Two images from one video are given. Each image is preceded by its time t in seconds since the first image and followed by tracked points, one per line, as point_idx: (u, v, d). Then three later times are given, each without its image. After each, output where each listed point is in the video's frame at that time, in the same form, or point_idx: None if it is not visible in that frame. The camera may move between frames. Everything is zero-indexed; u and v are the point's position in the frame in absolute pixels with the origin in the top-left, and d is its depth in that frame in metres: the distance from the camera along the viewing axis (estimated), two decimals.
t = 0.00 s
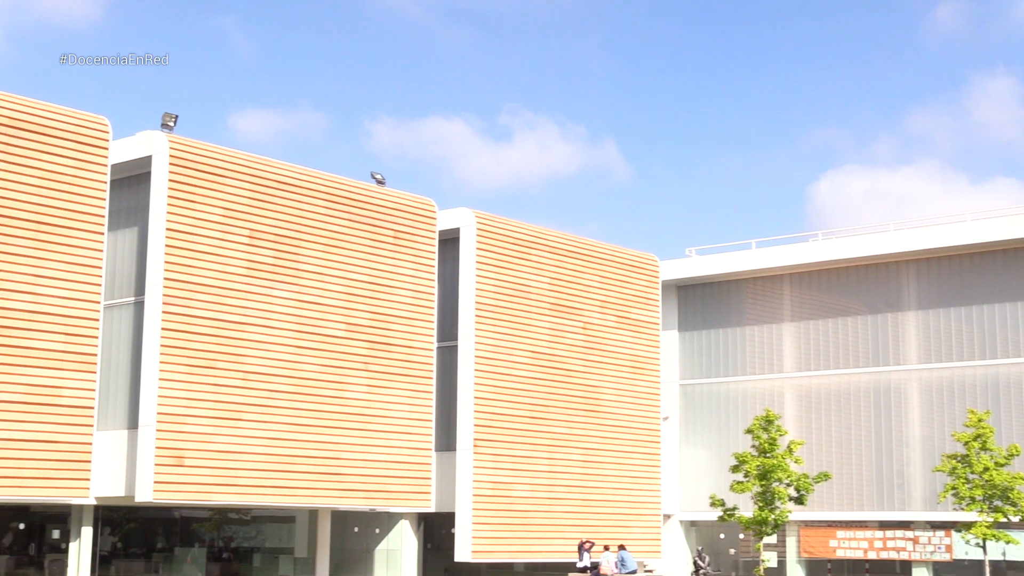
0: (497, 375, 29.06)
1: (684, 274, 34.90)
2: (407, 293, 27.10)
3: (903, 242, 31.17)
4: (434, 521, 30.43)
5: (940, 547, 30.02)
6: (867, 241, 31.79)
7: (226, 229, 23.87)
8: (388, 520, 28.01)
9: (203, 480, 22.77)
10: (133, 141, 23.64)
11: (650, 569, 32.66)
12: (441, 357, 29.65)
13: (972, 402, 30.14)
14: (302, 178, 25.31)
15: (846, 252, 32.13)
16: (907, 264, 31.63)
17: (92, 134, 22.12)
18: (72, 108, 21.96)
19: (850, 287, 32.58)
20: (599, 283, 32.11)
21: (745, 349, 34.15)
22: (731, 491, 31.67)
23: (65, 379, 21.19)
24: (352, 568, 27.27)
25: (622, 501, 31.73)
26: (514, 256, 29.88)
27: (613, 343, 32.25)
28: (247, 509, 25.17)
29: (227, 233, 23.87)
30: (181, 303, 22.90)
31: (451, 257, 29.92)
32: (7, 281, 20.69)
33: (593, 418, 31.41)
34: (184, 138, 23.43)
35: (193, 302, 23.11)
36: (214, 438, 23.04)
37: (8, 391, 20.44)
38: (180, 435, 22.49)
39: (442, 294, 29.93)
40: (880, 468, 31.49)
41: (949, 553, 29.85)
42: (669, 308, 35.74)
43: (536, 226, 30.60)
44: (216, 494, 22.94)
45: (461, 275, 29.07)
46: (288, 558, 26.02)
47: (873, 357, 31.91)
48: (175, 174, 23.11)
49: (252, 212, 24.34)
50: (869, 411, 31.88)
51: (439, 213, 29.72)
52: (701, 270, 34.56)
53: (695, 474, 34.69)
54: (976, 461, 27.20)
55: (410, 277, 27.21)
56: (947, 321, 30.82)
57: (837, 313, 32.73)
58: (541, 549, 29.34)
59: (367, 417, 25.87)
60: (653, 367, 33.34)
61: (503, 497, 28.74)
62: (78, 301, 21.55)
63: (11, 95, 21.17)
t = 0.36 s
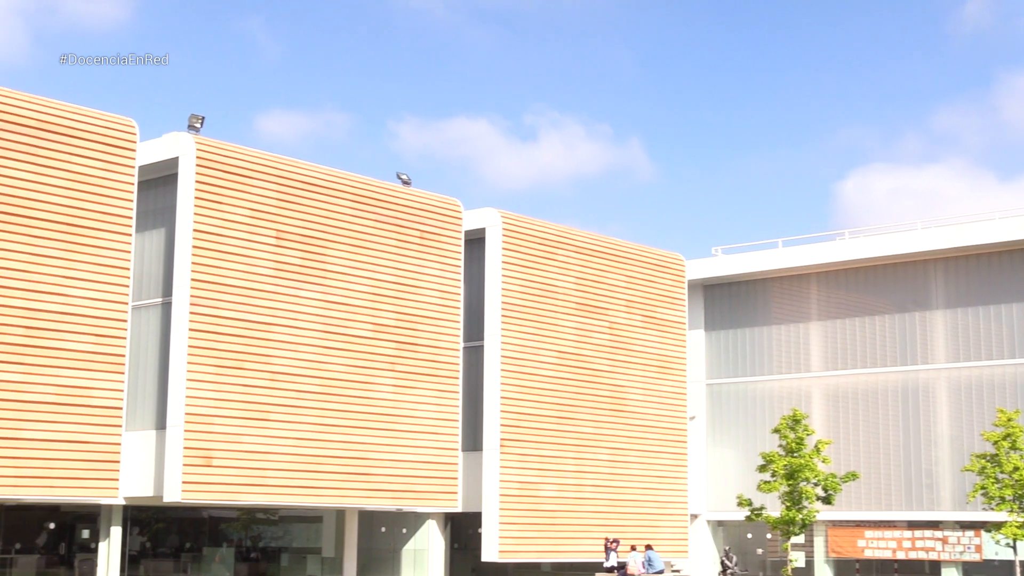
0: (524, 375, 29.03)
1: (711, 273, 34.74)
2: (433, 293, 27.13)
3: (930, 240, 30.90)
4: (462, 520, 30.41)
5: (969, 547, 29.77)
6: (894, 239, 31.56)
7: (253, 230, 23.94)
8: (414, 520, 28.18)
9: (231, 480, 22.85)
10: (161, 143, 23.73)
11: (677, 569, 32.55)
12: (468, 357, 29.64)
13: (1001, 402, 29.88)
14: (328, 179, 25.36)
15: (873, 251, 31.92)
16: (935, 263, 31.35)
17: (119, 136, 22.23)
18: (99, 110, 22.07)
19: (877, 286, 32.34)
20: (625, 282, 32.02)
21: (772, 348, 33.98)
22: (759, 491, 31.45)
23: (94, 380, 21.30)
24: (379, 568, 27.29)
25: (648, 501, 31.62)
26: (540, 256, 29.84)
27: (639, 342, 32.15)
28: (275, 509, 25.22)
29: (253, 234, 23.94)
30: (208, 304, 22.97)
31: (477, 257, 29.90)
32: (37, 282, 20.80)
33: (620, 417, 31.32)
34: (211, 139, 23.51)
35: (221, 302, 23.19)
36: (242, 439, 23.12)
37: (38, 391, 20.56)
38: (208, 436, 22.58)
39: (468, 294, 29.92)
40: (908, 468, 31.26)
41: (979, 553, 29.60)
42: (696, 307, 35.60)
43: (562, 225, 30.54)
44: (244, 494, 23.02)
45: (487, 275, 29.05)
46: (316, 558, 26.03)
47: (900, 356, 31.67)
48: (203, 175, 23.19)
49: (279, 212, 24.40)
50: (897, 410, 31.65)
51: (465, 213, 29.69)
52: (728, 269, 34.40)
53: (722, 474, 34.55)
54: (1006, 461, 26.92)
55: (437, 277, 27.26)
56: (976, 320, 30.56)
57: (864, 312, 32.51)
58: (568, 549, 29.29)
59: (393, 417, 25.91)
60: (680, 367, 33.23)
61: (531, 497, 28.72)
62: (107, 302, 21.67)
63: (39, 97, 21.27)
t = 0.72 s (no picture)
0: (557, 375, 28.97)
1: (744, 272, 34.54)
2: (466, 294, 27.17)
3: (965, 238, 30.59)
4: (496, 520, 30.47)
5: (1007, 547, 29.38)
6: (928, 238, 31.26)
7: (286, 231, 24.02)
8: (448, 520, 28.01)
9: (266, 480, 22.94)
10: (195, 144, 23.85)
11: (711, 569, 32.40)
12: (501, 357, 29.64)
13: None
14: (361, 179, 25.41)
15: (907, 249, 31.64)
16: (970, 261, 31.02)
17: (153, 138, 22.39)
18: (133, 113, 22.23)
19: (912, 284, 32.03)
20: (658, 281, 31.90)
21: (806, 347, 33.75)
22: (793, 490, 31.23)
23: (130, 381, 21.48)
24: (413, 567, 27.32)
25: (681, 501, 31.47)
26: (573, 256, 29.78)
27: (672, 341, 32.03)
28: (309, 509, 25.31)
29: (287, 235, 24.02)
30: (241, 305, 23.06)
31: (509, 257, 29.85)
32: (73, 283, 20.96)
33: (653, 417, 31.21)
34: (244, 141, 23.59)
35: (254, 303, 23.28)
36: (276, 439, 23.21)
37: (74, 391, 20.73)
38: (243, 436, 22.67)
39: (500, 294, 29.91)
40: (944, 467, 30.94)
41: (1017, 553, 29.18)
42: (729, 306, 35.42)
43: (594, 225, 30.47)
44: (278, 494, 23.10)
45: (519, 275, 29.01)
46: (350, 558, 26.16)
47: (936, 355, 31.36)
48: (236, 176, 23.29)
49: (312, 213, 24.47)
50: (932, 409, 31.35)
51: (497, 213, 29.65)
52: (761, 268, 34.20)
53: (756, 474, 34.35)
54: None
55: (470, 278, 27.30)
56: (1011, 319, 30.22)
57: (898, 310, 32.22)
58: (602, 548, 29.20)
59: (426, 417, 25.94)
60: (713, 366, 33.08)
61: (565, 497, 28.66)
62: (142, 304, 21.83)
63: (75, 100, 21.43)
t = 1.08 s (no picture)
0: (598, 374, 28.89)
1: (785, 271, 34.25)
2: (506, 294, 27.16)
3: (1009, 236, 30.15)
4: (536, 521, 30.45)
5: None
6: (973, 235, 30.84)
7: (327, 232, 24.08)
8: (489, 520, 28.05)
9: (308, 480, 23.03)
10: (236, 146, 23.96)
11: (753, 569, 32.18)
12: (541, 356, 29.59)
13: None
14: (401, 180, 25.44)
15: (951, 247, 31.23)
16: (1014, 258, 30.58)
17: (194, 141, 22.54)
18: (175, 115, 22.39)
19: (955, 282, 31.63)
20: (698, 280, 31.72)
21: (848, 346, 33.42)
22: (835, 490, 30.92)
23: (173, 382, 21.64)
24: (455, 567, 27.31)
25: (724, 501, 31.27)
26: (613, 255, 29.67)
27: (713, 340, 31.84)
28: (351, 509, 25.39)
29: (328, 235, 24.08)
30: (282, 306, 23.15)
31: (549, 257, 29.79)
32: (117, 285, 21.15)
33: (694, 416, 31.04)
34: (284, 142, 23.68)
35: (295, 304, 23.36)
36: (318, 439, 23.29)
37: (118, 393, 20.91)
38: (285, 437, 22.77)
39: (540, 293, 29.86)
40: (990, 467, 30.56)
41: None
42: (770, 305, 35.16)
43: (634, 224, 30.34)
44: (321, 494, 23.18)
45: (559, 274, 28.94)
46: (392, 557, 26.13)
47: (981, 353, 30.95)
48: (277, 178, 23.38)
49: (352, 213, 24.54)
50: (976, 407, 30.97)
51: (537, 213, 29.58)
52: (802, 266, 33.91)
53: (798, 473, 34.07)
54: None
55: (510, 278, 27.29)
56: None
57: (941, 309, 31.84)
58: (643, 548, 29.08)
59: (468, 417, 25.94)
60: (755, 365, 32.85)
61: (606, 496, 28.57)
62: (184, 305, 21.98)
63: (117, 103, 21.61)
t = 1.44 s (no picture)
0: (638, 374, 28.78)
1: (825, 269, 33.95)
2: (546, 293, 27.12)
3: None
4: (577, 521, 30.39)
5: None
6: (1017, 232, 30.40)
7: (368, 233, 24.12)
8: (530, 519, 28.03)
9: (350, 480, 23.08)
10: (276, 148, 24.05)
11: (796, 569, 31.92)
12: (582, 356, 29.51)
13: None
14: (439, 180, 25.45)
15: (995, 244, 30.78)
16: None
17: (235, 142, 22.68)
18: (217, 118, 22.55)
19: (998, 280, 31.22)
20: (739, 279, 31.51)
21: (891, 344, 33.06)
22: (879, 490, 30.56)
23: (215, 382, 21.78)
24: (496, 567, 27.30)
25: (766, 500, 31.04)
26: (653, 254, 29.53)
27: (754, 340, 31.63)
28: (391, 509, 25.43)
29: (368, 236, 24.12)
30: (323, 307, 23.20)
31: (589, 256, 29.70)
32: (159, 287, 21.32)
33: (735, 415, 30.84)
34: (324, 144, 23.73)
35: (336, 305, 23.41)
36: (359, 439, 23.34)
37: (161, 394, 21.08)
38: (327, 437, 22.83)
39: (580, 293, 29.78)
40: None
41: None
42: (811, 304, 34.88)
43: (673, 223, 30.19)
44: (362, 494, 23.23)
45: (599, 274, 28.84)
46: (434, 557, 26.17)
47: None
48: (317, 179, 23.43)
49: (392, 215, 24.57)
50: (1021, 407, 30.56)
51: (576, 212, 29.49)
52: (843, 265, 33.60)
53: (841, 473, 33.75)
54: None
55: (551, 278, 27.26)
56: None
57: (984, 306, 31.44)
58: (685, 547, 28.93)
59: (508, 417, 25.92)
60: (796, 364, 32.61)
61: (647, 496, 28.44)
62: (227, 306, 22.12)
63: (159, 107, 21.80)
